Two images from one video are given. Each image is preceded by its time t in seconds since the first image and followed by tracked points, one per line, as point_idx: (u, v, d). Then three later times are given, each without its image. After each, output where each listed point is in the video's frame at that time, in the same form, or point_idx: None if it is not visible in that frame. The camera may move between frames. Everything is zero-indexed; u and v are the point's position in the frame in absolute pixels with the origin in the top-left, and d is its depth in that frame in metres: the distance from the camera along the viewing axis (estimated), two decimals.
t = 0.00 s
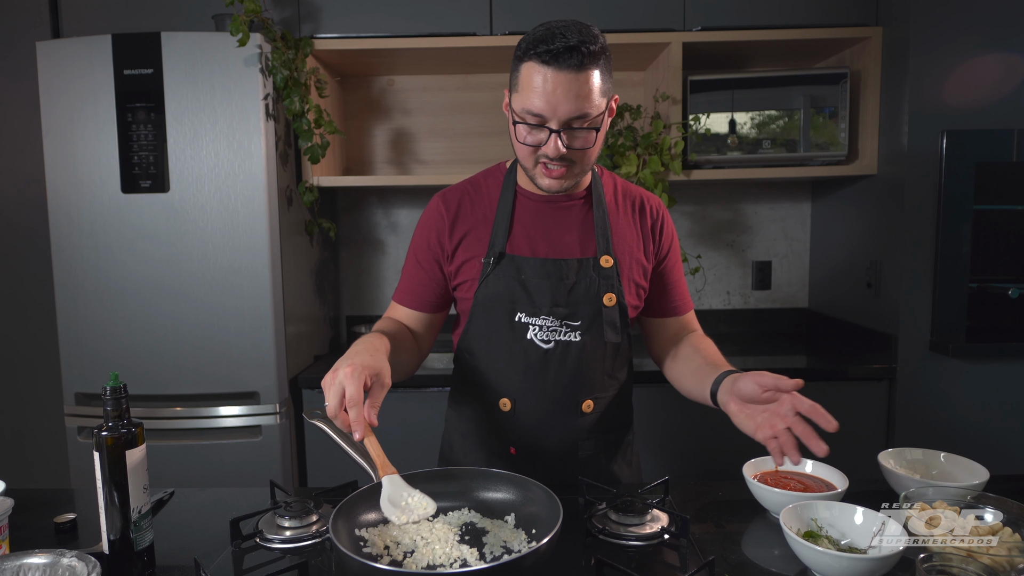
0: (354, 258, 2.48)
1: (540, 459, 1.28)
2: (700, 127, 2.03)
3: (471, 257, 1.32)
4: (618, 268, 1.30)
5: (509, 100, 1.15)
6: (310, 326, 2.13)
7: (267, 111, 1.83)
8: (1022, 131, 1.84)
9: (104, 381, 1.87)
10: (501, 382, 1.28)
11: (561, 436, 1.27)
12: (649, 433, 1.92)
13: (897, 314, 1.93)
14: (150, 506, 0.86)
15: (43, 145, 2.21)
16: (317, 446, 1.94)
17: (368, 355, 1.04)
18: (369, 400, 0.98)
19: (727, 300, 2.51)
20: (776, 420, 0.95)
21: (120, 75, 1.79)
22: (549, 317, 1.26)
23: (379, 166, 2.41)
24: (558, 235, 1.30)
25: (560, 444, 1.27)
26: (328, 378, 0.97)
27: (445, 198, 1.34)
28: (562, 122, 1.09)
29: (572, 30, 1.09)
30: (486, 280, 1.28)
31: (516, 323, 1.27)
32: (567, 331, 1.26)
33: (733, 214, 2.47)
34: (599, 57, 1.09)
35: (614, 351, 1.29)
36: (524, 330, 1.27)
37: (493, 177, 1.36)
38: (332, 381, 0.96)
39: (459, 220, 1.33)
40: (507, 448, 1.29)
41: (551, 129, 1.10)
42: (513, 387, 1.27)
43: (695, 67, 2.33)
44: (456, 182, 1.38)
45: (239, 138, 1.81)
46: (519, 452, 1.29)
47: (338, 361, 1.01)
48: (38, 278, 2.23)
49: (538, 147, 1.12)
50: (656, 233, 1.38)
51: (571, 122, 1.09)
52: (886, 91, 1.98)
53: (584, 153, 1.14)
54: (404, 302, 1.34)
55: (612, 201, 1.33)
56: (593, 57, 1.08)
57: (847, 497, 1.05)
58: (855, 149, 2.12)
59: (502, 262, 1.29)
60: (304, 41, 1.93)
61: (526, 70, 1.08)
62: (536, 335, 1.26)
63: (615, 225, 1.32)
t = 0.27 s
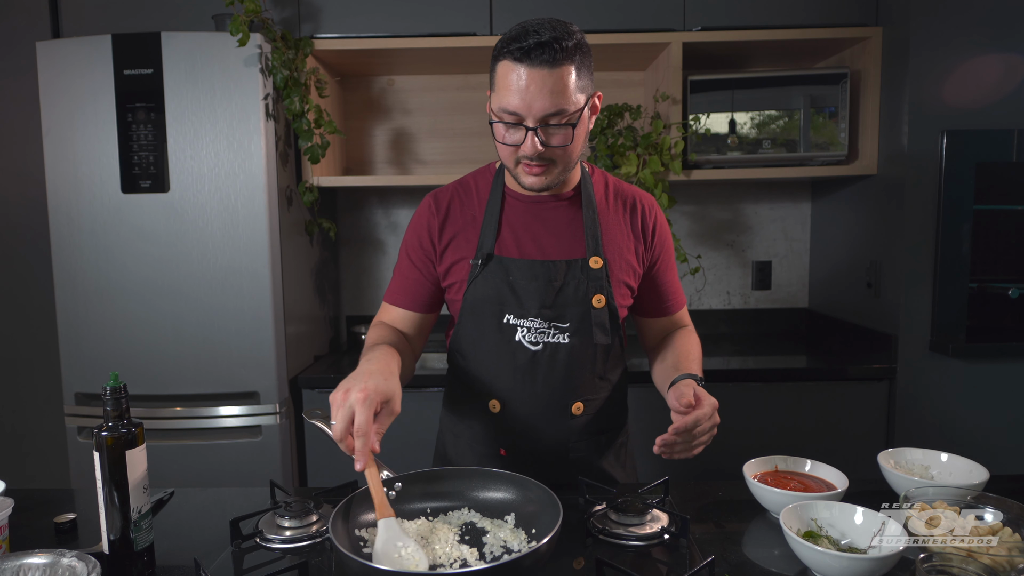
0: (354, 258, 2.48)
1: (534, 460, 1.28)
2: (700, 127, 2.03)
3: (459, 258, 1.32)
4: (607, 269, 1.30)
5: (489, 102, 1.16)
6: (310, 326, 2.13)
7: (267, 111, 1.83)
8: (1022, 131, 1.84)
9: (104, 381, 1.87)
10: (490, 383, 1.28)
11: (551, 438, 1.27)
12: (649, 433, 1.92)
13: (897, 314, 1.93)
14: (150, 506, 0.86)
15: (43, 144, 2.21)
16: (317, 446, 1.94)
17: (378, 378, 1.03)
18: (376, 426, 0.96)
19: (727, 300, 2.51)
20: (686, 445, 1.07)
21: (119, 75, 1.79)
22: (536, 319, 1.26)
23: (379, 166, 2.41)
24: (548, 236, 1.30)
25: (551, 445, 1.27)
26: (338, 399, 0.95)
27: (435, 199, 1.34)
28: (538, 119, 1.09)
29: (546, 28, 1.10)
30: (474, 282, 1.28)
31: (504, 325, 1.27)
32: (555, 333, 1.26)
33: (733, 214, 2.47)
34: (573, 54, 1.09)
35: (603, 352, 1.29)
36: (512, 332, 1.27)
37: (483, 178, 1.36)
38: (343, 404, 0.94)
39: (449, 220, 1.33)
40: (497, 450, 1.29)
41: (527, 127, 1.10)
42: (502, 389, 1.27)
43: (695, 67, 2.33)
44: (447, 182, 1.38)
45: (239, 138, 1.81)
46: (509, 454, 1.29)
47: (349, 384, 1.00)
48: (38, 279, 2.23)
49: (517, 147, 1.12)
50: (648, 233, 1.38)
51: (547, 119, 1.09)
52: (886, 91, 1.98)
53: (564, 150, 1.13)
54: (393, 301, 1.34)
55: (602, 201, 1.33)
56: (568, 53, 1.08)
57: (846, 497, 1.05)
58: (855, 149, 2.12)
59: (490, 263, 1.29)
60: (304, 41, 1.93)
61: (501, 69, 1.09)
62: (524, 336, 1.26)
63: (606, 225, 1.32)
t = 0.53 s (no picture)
0: (354, 258, 2.48)
1: (535, 462, 1.28)
2: (700, 128, 2.03)
3: (457, 261, 1.32)
4: (607, 268, 1.31)
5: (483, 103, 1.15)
6: (310, 326, 2.13)
7: (267, 111, 1.83)
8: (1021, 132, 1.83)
9: (104, 381, 1.87)
10: (493, 387, 1.27)
11: (556, 440, 1.27)
12: (649, 433, 1.91)
13: (897, 315, 1.93)
14: (150, 506, 0.86)
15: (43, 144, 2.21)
16: (317, 446, 1.94)
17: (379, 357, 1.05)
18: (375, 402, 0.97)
19: (727, 300, 2.51)
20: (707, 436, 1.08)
21: (119, 75, 1.79)
22: (539, 321, 1.26)
23: (379, 166, 2.41)
24: (548, 236, 1.30)
25: (554, 448, 1.27)
26: (338, 374, 0.95)
27: (427, 201, 1.33)
28: (531, 123, 1.09)
29: (541, 31, 1.10)
30: (474, 285, 1.28)
31: (507, 328, 1.27)
32: (558, 334, 1.26)
33: (733, 214, 2.47)
34: (568, 58, 1.09)
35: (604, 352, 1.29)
36: (515, 334, 1.26)
37: (477, 178, 1.36)
38: (342, 378, 0.94)
39: (443, 223, 1.32)
40: (501, 454, 1.28)
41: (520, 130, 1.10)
42: (505, 392, 1.27)
43: (695, 67, 2.33)
44: (438, 184, 1.37)
45: (239, 138, 1.81)
46: (513, 457, 1.28)
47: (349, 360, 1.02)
48: (38, 279, 2.23)
49: (510, 150, 1.12)
50: (643, 230, 1.39)
51: (540, 123, 1.09)
52: (886, 91, 1.98)
53: (557, 154, 1.13)
54: (379, 300, 1.33)
55: (597, 200, 1.34)
56: (563, 57, 1.08)
57: (846, 497, 1.05)
58: (855, 149, 2.12)
59: (490, 266, 1.28)
60: (304, 41, 1.93)
61: (495, 72, 1.09)
62: (527, 338, 1.26)
63: (602, 224, 1.33)
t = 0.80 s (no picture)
0: (354, 258, 2.48)
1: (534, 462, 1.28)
2: (700, 127, 2.03)
3: (457, 260, 1.32)
4: (607, 268, 1.31)
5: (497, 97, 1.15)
6: (310, 326, 2.12)
7: (267, 111, 1.83)
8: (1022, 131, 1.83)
9: (104, 381, 1.87)
10: (491, 386, 1.27)
11: (554, 438, 1.27)
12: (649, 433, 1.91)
13: (898, 315, 1.93)
14: (150, 506, 0.86)
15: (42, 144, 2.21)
16: (317, 446, 1.94)
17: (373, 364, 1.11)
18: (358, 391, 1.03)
19: (727, 300, 2.51)
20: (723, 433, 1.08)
21: (119, 75, 1.79)
22: (539, 320, 1.25)
23: (379, 166, 2.41)
24: (548, 235, 1.30)
25: (553, 446, 1.27)
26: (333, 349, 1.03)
27: (426, 201, 1.33)
28: (544, 123, 1.09)
29: (565, 33, 1.09)
30: (474, 284, 1.28)
31: (506, 327, 1.26)
32: (558, 333, 1.26)
33: (733, 214, 2.47)
34: (589, 65, 1.09)
35: (603, 352, 1.29)
36: (514, 333, 1.26)
37: (477, 178, 1.35)
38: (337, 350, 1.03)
39: (443, 222, 1.32)
40: (501, 452, 1.28)
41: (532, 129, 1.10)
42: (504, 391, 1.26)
43: (695, 67, 2.33)
44: (438, 183, 1.37)
45: (239, 138, 1.81)
46: (512, 455, 1.28)
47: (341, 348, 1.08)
48: (38, 278, 2.23)
49: (518, 147, 1.12)
50: (644, 230, 1.39)
51: (553, 125, 1.09)
52: (886, 91, 1.98)
53: (564, 157, 1.14)
54: (380, 300, 1.35)
55: (598, 201, 1.34)
56: (583, 62, 1.08)
57: (846, 497, 1.05)
58: (855, 149, 2.12)
59: (489, 265, 1.28)
60: (304, 41, 1.93)
61: (514, 67, 1.08)
62: (526, 337, 1.26)
63: (601, 224, 1.33)
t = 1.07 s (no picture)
0: (354, 258, 2.48)
1: (534, 460, 1.28)
2: (700, 127, 2.03)
3: (466, 256, 1.32)
4: (615, 267, 1.31)
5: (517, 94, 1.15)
6: (310, 326, 2.13)
7: (267, 111, 1.83)
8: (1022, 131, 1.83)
9: (104, 381, 1.87)
10: (497, 382, 1.27)
11: (557, 435, 1.27)
12: (649, 432, 1.91)
13: (898, 314, 1.93)
14: (150, 506, 0.86)
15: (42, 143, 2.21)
16: (317, 446, 1.94)
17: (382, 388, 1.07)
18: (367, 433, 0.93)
19: (727, 300, 2.51)
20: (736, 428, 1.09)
21: (119, 75, 1.79)
22: (545, 316, 1.26)
23: (379, 166, 2.41)
24: (556, 233, 1.30)
25: (557, 443, 1.27)
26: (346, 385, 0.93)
27: (439, 196, 1.33)
28: (561, 124, 1.09)
29: (589, 35, 1.09)
30: (482, 280, 1.28)
31: (513, 323, 1.27)
32: (564, 330, 1.26)
33: (733, 214, 2.47)
34: (611, 68, 1.09)
35: (609, 350, 1.29)
36: (521, 329, 1.26)
37: (489, 176, 1.35)
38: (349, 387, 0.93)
39: (454, 217, 1.32)
40: (504, 446, 1.28)
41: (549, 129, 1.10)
42: (510, 386, 1.26)
43: (695, 67, 2.33)
44: (451, 179, 1.37)
45: (239, 138, 1.81)
46: (516, 450, 1.28)
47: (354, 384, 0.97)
48: (38, 278, 2.23)
49: (534, 145, 1.12)
50: (653, 231, 1.39)
51: (569, 126, 1.09)
52: (886, 91, 1.98)
53: (579, 158, 1.14)
54: (388, 296, 1.33)
55: (608, 201, 1.34)
56: (605, 65, 1.08)
57: (846, 497, 1.05)
58: (855, 149, 2.12)
59: (498, 261, 1.28)
60: (304, 41, 1.93)
61: (536, 66, 1.08)
62: (533, 334, 1.26)
63: (611, 224, 1.33)
